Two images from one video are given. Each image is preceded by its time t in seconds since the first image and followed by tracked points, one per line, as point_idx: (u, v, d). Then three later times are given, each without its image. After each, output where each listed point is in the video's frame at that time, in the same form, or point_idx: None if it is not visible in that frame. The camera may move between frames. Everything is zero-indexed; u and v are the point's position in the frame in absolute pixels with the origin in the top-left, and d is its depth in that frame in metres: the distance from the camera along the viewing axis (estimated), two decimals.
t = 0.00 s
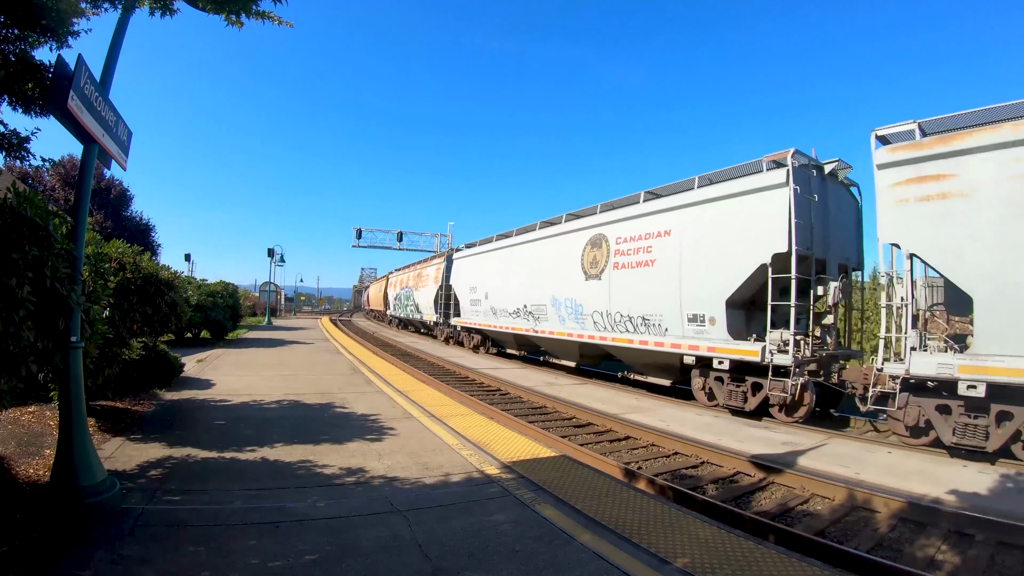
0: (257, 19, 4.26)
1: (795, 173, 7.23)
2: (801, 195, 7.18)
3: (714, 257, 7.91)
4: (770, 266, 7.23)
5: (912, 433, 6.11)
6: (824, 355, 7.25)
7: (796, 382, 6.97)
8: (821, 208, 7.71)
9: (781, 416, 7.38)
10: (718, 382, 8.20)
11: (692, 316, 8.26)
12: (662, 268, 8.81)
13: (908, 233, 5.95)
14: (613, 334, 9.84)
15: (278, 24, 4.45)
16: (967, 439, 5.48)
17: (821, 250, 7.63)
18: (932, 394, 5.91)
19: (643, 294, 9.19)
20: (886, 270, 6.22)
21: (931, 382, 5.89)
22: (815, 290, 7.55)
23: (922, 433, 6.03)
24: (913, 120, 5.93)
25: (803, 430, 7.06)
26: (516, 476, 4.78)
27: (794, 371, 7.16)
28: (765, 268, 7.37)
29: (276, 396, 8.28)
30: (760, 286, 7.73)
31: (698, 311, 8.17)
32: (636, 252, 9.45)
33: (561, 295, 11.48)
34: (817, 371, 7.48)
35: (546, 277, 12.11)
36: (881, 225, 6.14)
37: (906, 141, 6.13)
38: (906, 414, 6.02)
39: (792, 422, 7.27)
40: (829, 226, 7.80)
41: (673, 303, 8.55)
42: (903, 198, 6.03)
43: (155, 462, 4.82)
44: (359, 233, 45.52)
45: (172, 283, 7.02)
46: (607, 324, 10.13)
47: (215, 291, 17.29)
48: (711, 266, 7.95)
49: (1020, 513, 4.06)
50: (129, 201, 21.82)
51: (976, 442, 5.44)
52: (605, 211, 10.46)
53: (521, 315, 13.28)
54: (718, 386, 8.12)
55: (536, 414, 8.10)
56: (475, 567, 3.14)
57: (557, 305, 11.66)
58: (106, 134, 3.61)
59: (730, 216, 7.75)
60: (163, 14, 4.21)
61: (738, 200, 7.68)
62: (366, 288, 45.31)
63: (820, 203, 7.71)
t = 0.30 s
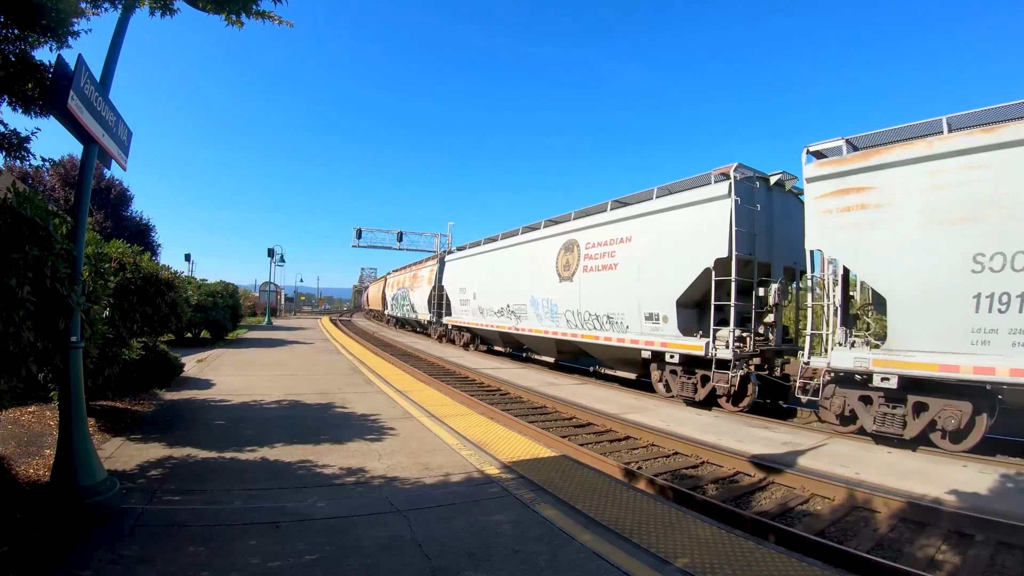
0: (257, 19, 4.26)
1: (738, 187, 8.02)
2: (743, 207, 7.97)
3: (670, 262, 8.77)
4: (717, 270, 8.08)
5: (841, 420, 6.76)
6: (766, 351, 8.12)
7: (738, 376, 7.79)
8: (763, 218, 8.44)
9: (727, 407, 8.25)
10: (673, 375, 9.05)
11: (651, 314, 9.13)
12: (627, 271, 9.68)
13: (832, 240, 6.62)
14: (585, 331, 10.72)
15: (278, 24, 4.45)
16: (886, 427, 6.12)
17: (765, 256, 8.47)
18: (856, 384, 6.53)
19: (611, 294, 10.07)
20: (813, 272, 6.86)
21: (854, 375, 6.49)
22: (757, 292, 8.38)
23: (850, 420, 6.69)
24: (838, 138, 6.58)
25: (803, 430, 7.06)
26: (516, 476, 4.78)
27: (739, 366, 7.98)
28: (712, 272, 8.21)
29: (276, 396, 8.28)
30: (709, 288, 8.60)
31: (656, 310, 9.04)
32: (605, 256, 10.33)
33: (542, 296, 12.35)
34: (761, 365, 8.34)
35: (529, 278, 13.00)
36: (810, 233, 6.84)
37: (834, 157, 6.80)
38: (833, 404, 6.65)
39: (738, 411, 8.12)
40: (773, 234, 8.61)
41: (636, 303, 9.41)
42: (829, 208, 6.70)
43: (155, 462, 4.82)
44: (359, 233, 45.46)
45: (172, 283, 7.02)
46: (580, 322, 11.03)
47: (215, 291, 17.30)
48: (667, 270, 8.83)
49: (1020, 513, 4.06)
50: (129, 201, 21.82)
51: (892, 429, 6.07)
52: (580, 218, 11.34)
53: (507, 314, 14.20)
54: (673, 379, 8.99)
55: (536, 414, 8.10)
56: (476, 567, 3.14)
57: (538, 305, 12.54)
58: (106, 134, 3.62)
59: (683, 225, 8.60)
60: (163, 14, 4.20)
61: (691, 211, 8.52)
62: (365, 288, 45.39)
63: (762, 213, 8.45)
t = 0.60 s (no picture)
0: (257, 19, 4.26)
1: (689, 197, 8.89)
2: (694, 216, 8.82)
3: (631, 265, 9.63)
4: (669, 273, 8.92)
5: (781, 409, 7.48)
6: (718, 347, 8.97)
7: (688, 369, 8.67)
8: (715, 225, 9.23)
9: (682, 396, 9.10)
10: (634, 369, 10.02)
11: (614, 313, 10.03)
12: (595, 273, 10.60)
13: (768, 248, 7.21)
14: (560, 329, 11.66)
15: (278, 24, 4.45)
16: (816, 415, 6.77)
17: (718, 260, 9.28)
18: (791, 376, 7.26)
19: (582, 295, 10.99)
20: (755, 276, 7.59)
21: (788, 367, 7.20)
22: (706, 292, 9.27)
23: (788, 409, 7.40)
24: (773, 154, 7.25)
25: (803, 430, 7.07)
26: (516, 476, 4.78)
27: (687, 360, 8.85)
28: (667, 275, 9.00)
29: (276, 396, 8.28)
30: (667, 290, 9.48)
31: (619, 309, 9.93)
32: (577, 260, 11.27)
33: (523, 296, 13.28)
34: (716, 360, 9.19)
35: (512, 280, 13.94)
36: (748, 241, 7.44)
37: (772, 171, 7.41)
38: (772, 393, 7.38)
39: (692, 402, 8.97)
40: (727, 240, 9.39)
41: (602, 303, 10.31)
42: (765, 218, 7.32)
43: (155, 462, 4.82)
44: (359, 233, 45.43)
45: (172, 283, 7.02)
46: (556, 320, 11.98)
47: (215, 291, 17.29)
48: (627, 273, 9.71)
49: (1020, 513, 4.06)
50: (129, 201, 21.82)
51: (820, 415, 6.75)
52: (557, 224, 12.29)
53: (492, 313, 15.16)
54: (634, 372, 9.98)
55: (536, 414, 8.10)
56: (476, 568, 3.14)
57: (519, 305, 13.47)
58: (106, 134, 3.62)
59: (642, 233, 9.50)
60: (163, 13, 4.20)
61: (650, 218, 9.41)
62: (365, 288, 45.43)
63: (714, 220, 9.24)
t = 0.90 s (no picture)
0: (257, 19, 4.26)
1: (648, 208, 9.70)
2: (652, 224, 9.61)
3: (598, 268, 10.49)
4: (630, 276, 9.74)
5: (728, 399, 8.27)
6: (677, 342, 9.59)
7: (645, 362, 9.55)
8: (671, 233, 10.10)
9: (643, 388, 9.96)
10: (602, 363, 10.92)
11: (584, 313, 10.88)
12: (568, 275, 11.45)
13: (716, 253, 8.06)
14: (538, 327, 12.61)
15: (278, 24, 4.45)
16: (755, 404, 7.55)
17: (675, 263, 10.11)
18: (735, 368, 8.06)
19: (556, 295, 11.86)
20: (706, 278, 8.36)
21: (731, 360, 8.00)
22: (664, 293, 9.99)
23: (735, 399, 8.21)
24: (720, 169, 8.11)
25: (802, 430, 7.07)
26: (516, 476, 4.78)
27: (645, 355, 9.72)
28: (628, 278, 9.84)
29: (276, 396, 8.28)
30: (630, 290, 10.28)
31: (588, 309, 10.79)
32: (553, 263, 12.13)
33: (507, 297, 14.16)
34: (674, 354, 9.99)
35: (497, 281, 14.83)
36: (698, 248, 8.32)
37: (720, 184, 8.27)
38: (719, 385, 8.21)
39: (652, 393, 9.82)
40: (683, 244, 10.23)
41: (572, 303, 11.20)
42: (713, 227, 8.17)
43: (154, 462, 4.82)
44: (359, 233, 45.41)
45: (172, 283, 7.02)
46: (536, 319, 12.87)
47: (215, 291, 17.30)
48: (595, 276, 10.55)
49: (1020, 513, 4.06)
50: (129, 201, 21.82)
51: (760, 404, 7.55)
52: (536, 230, 13.21)
53: (480, 312, 16.16)
54: (602, 366, 10.92)
55: (536, 414, 8.10)
56: (476, 568, 3.14)
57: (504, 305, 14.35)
58: (106, 134, 3.62)
59: (608, 239, 10.34)
60: (163, 14, 4.20)
61: (615, 225, 10.23)
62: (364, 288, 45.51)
63: (672, 228, 10.07)
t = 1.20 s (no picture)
0: (257, 19, 4.26)
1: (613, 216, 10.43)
2: (618, 231, 10.32)
3: (570, 271, 11.22)
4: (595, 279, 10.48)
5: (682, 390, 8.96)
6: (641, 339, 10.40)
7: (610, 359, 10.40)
8: (637, 238, 10.83)
9: (610, 381, 10.89)
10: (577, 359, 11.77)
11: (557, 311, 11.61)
12: (544, 277, 12.18)
13: (667, 258, 8.59)
14: (518, 325, 13.38)
15: (278, 24, 4.45)
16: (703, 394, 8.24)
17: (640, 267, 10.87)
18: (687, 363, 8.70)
19: (534, 296, 12.64)
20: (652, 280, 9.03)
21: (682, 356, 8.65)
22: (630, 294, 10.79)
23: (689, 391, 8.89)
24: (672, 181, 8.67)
25: (803, 430, 7.06)
26: (516, 476, 4.78)
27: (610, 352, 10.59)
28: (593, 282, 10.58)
29: (276, 396, 8.28)
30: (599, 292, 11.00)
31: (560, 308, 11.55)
32: (530, 265, 12.89)
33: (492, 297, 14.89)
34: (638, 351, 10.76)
35: (484, 282, 15.57)
36: (653, 253, 8.90)
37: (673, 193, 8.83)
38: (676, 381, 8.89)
39: (619, 385, 10.63)
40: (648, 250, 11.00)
41: (547, 303, 11.95)
42: (666, 233, 8.69)
43: (155, 462, 4.82)
44: (359, 233, 45.45)
45: (172, 283, 7.02)
46: (516, 317, 13.62)
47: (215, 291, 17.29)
48: (565, 277, 11.29)
49: (1020, 513, 4.06)
50: (129, 201, 21.82)
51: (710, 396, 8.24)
52: (518, 234, 13.94)
53: (468, 312, 16.98)
54: (575, 362, 11.79)
55: (536, 414, 8.10)
56: (476, 567, 3.14)
57: (490, 305, 15.09)
58: (106, 134, 3.62)
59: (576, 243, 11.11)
60: (163, 13, 4.20)
61: (583, 231, 10.97)
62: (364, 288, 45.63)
63: (637, 234, 10.82)
